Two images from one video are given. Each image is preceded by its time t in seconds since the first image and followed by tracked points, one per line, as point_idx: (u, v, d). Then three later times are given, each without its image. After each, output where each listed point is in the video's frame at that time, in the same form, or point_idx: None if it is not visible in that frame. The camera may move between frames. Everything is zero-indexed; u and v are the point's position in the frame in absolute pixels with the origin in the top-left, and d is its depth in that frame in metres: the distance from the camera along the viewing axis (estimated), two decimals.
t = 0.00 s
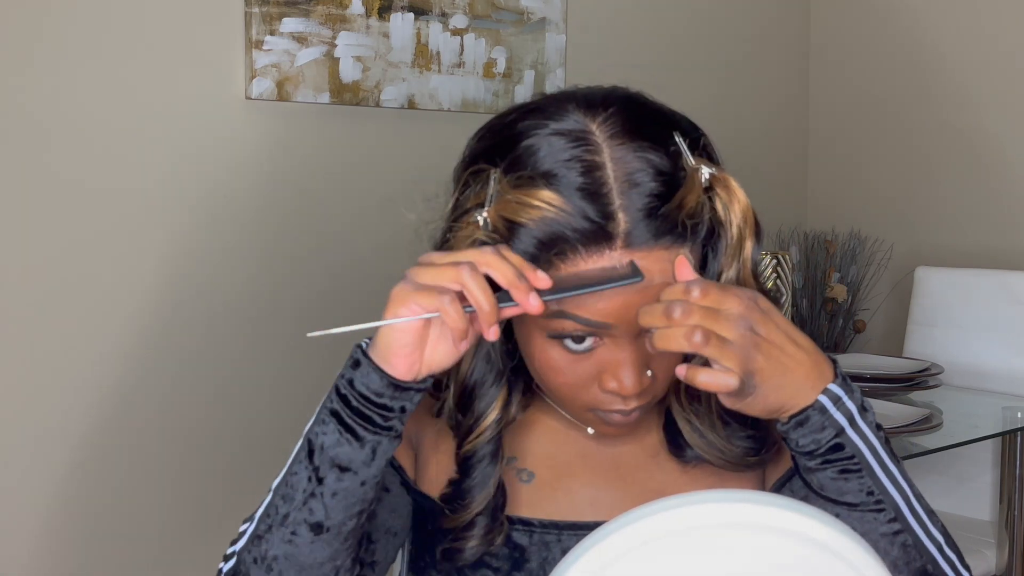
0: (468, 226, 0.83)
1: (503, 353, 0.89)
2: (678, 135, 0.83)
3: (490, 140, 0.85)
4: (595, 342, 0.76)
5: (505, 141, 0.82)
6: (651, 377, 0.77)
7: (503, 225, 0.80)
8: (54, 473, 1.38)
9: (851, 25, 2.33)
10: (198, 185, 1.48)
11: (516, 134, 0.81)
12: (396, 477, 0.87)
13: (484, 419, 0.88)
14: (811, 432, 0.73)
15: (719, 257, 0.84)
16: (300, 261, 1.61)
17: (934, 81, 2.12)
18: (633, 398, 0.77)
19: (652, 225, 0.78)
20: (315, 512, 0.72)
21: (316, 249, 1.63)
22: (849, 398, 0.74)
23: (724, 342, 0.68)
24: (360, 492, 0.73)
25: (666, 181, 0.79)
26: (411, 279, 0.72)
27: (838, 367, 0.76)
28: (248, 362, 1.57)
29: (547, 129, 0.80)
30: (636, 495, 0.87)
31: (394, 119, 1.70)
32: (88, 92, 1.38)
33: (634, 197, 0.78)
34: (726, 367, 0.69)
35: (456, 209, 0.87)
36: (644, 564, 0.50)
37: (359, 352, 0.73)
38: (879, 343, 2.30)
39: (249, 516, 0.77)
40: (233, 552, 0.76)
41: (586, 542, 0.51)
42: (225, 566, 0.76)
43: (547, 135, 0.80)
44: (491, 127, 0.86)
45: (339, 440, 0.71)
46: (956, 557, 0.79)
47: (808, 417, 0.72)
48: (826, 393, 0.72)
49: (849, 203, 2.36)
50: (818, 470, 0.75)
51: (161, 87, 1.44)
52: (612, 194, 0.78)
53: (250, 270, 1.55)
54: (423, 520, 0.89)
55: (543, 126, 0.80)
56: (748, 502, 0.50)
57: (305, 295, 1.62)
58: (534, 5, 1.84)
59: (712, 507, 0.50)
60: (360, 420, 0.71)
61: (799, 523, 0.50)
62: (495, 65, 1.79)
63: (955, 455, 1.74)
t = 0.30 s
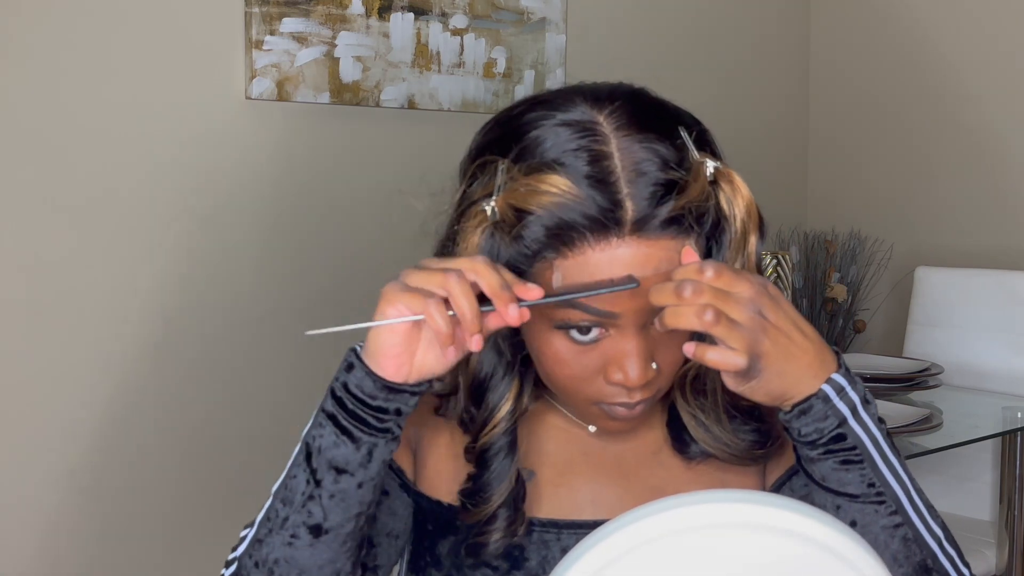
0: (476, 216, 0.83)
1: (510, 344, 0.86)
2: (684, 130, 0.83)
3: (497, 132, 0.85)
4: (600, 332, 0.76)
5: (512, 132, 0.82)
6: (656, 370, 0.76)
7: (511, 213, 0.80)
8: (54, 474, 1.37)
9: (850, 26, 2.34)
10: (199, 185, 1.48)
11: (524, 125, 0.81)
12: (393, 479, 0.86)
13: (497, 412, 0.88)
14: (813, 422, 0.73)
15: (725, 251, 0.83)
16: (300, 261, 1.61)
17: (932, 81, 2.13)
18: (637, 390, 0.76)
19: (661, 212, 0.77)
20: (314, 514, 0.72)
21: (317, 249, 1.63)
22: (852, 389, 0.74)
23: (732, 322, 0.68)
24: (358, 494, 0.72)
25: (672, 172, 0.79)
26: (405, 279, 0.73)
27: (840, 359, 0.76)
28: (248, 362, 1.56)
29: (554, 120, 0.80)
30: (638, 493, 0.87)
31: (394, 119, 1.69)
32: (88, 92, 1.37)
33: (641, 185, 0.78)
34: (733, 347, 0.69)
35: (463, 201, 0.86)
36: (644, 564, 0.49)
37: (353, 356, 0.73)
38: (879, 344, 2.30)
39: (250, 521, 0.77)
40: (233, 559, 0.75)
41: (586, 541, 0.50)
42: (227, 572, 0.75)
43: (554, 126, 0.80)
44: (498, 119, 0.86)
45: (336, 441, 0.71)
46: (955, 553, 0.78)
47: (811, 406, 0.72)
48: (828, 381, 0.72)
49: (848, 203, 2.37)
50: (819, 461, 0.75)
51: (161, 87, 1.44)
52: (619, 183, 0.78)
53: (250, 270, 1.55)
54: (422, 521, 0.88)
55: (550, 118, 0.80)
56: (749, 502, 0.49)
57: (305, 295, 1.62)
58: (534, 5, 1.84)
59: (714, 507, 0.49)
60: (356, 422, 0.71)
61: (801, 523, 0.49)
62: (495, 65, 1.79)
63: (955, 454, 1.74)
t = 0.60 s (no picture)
0: (478, 212, 0.82)
1: (512, 342, 0.86)
2: (685, 125, 0.83)
3: (501, 128, 0.84)
4: (603, 327, 0.77)
5: (515, 127, 0.82)
6: (659, 365, 0.77)
7: (513, 208, 0.80)
8: (54, 474, 1.37)
9: (850, 26, 2.34)
10: (198, 185, 1.48)
11: (526, 122, 0.81)
12: (393, 484, 0.84)
13: (498, 408, 0.87)
14: (809, 419, 0.73)
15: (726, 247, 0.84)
16: (299, 261, 1.61)
17: (932, 81, 2.13)
18: (640, 385, 0.76)
19: (664, 207, 0.78)
20: (285, 531, 0.70)
21: (316, 249, 1.63)
22: (848, 388, 0.73)
23: (728, 304, 0.69)
24: (325, 506, 0.71)
25: (674, 168, 0.79)
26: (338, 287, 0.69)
27: (837, 357, 0.76)
28: (248, 362, 1.56)
29: (556, 116, 0.80)
30: (638, 492, 0.87)
31: (394, 119, 1.69)
32: (88, 92, 1.37)
33: (643, 180, 0.78)
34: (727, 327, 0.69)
35: (466, 197, 0.86)
36: (644, 565, 0.49)
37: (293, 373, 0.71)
38: (879, 343, 2.30)
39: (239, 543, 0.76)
40: None
41: (587, 541, 0.50)
42: None
43: (556, 122, 0.80)
44: (501, 115, 0.86)
45: (295, 457, 0.70)
46: (953, 554, 0.78)
47: (806, 403, 0.72)
48: (825, 379, 0.72)
49: (849, 203, 2.37)
50: (814, 459, 0.75)
51: (161, 87, 1.44)
52: (621, 178, 0.78)
53: (250, 270, 1.55)
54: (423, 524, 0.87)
55: (552, 114, 0.80)
56: (750, 502, 0.49)
57: (305, 295, 1.62)
58: (534, 5, 1.84)
59: (713, 508, 0.49)
60: (309, 434, 0.69)
61: (802, 523, 0.49)
62: (495, 65, 1.79)
63: (955, 455, 1.74)
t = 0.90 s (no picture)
0: (481, 208, 0.81)
1: (515, 336, 0.84)
2: (688, 122, 0.82)
3: (506, 124, 0.83)
4: (608, 323, 0.76)
5: (519, 121, 0.81)
6: (663, 361, 0.77)
7: (517, 204, 0.78)
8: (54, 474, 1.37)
9: (850, 26, 2.34)
10: (198, 185, 1.48)
11: (529, 116, 0.80)
12: (391, 490, 0.87)
13: (497, 405, 0.87)
14: (810, 414, 0.74)
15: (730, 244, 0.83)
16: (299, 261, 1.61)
17: (933, 81, 2.13)
18: (644, 381, 0.77)
19: (668, 202, 0.78)
20: (251, 554, 0.70)
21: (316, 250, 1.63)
22: (849, 385, 0.75)
23: (731, 297, 0.71)
24: (283, 519, 0.70)
25: (678, 163, 0.79)
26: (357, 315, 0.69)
27: (839, 356, 0.77)
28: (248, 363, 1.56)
29: (560, 111, 0.79)
30: (639, 493, 0.87)
31: (394, 119, 1.69)
32: (88, 93, 1.37)
33: (648, 175, 0.78)
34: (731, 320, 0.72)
35: (469, 195, 0.84)
36: (644, 565, 0.48)
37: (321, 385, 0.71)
38: (879, 343, 2.30)
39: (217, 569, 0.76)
40: None
41: (586, 541, 0.50)
42: None
43: (560, 116, 0.79)
44: (505, 111, 0.85)
45: (240, 478, 0.69)
46: (953, 553, 0.79)
47: (808, 398, 0.73)
48: (827, 375, 0.73)
49: (849, 203, 2.37)
50: (815, 456, 0.76)
51: (161, 87, 1.44)
52: (626, 172, 0.77)
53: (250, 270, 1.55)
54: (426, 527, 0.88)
55: (556, 108, 0.79)
56: (750, 502, 0.49)
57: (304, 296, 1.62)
58: (534, 5, 1.84)
59: (714, 507, 0.49)
60: (246, 454, 0.68)
61: (801, 523, 0.49)
62: (495, 65, 1.79)
63: (955, 455, 1.74)
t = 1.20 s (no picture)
0: (464, 223, 0.83)
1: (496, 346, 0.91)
2: (676, 131, 0.83)
3: (492, 137, 0.85)
4: (589, 337, 0.77)
5: (504, 137, 0.83)
6: (646, 375, 0.78)
7: (495, 224, 0.80)
8: (56, 474, 1.37)
9: (851, 26, 2.33)
10: (197, 185, 1.48)
11: (513, 133, 0.82)
12: (393, 477, 0.87)
13: (478, 410, 0.90)
14: (785, 436, 0.72)
15: (717, 255, 0.83)
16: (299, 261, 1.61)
17: (935, 80, 2.12)
18: (628, 394, 0.77)
19: (645, 223, 0.78)
20: (307, 511, 0.72)
21: (316, 250, 1.63)
22: (826, 405, 0.72)
23: (699, 321, 0.68)
24: (350, 490, 0.72)
25: (659, 179, 0.79)
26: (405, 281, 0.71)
27: (817, 373, 0.75)
28: (248, 363, 1.56)
29: (543, 128, 0.80)
30: (640, 491, 0.87)
31: (394, 119, 1.69)
32: (88, 93, 1.37)
33: (625, 193, 0.78)
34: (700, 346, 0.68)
35: (458, 206, 0.87)
36: (643, 565, 0.48)
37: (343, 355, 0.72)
38: (879, 343, 2.30)
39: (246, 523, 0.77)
40: (231, 558, 0.75)
41: (586, 540, 0.50)
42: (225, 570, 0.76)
43: (542, 133, 0.80)
44: (494, 123, 0.86)
45: (326, 440, 0.71)
46: (937, 566, 0.77)
47: (782, 420, 0.71)
48: (801, 397, 0.71)
49: (849, 203, 2.37)
50: (793, 476, 0.74)
51: (161, 87, 1.44)
52: (602, 191, 0.78)
53: (250, 270, 1.55)
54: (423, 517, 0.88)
55: (539, 125, 0.80)
56: (750, 502, 0.49)
57: (304, 296, 1.62)
58: (534, 5, 1.84)
59: (714, 506, 0.49)
60: (345, 420, 0.71)
61: (801, 523, 0.49)
62: (495, 65, 1.79)
63: (955, 455, 1.74)
